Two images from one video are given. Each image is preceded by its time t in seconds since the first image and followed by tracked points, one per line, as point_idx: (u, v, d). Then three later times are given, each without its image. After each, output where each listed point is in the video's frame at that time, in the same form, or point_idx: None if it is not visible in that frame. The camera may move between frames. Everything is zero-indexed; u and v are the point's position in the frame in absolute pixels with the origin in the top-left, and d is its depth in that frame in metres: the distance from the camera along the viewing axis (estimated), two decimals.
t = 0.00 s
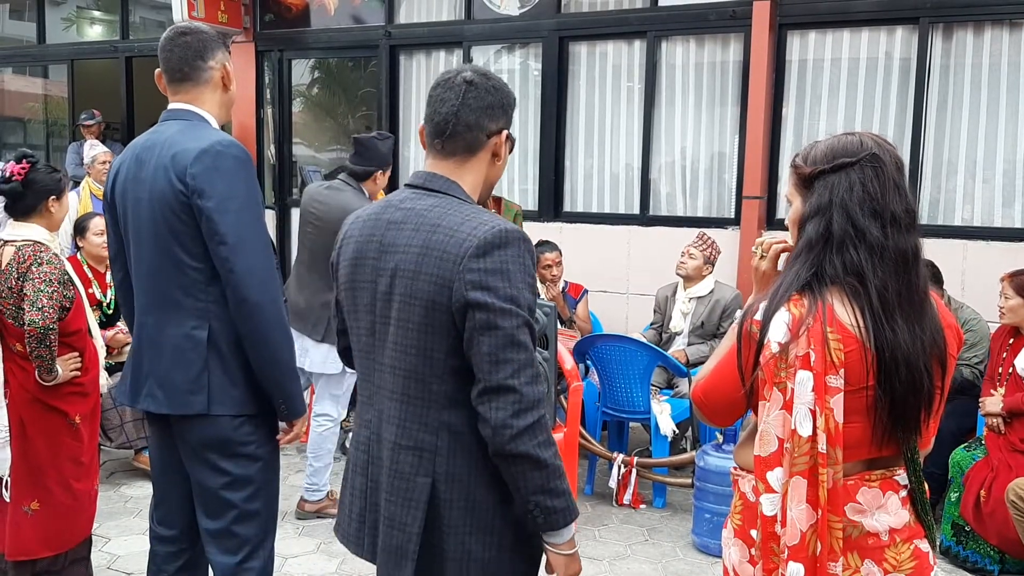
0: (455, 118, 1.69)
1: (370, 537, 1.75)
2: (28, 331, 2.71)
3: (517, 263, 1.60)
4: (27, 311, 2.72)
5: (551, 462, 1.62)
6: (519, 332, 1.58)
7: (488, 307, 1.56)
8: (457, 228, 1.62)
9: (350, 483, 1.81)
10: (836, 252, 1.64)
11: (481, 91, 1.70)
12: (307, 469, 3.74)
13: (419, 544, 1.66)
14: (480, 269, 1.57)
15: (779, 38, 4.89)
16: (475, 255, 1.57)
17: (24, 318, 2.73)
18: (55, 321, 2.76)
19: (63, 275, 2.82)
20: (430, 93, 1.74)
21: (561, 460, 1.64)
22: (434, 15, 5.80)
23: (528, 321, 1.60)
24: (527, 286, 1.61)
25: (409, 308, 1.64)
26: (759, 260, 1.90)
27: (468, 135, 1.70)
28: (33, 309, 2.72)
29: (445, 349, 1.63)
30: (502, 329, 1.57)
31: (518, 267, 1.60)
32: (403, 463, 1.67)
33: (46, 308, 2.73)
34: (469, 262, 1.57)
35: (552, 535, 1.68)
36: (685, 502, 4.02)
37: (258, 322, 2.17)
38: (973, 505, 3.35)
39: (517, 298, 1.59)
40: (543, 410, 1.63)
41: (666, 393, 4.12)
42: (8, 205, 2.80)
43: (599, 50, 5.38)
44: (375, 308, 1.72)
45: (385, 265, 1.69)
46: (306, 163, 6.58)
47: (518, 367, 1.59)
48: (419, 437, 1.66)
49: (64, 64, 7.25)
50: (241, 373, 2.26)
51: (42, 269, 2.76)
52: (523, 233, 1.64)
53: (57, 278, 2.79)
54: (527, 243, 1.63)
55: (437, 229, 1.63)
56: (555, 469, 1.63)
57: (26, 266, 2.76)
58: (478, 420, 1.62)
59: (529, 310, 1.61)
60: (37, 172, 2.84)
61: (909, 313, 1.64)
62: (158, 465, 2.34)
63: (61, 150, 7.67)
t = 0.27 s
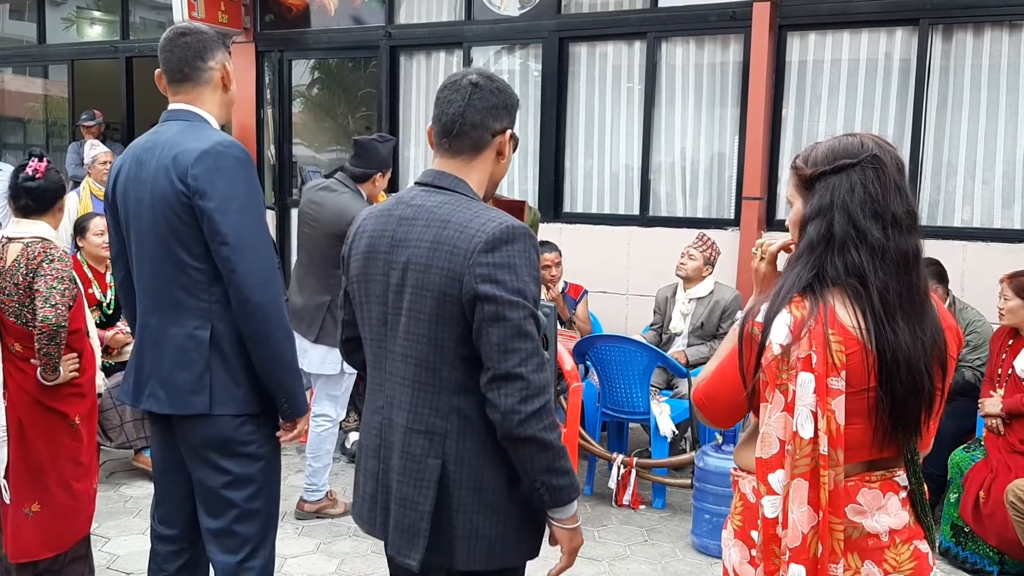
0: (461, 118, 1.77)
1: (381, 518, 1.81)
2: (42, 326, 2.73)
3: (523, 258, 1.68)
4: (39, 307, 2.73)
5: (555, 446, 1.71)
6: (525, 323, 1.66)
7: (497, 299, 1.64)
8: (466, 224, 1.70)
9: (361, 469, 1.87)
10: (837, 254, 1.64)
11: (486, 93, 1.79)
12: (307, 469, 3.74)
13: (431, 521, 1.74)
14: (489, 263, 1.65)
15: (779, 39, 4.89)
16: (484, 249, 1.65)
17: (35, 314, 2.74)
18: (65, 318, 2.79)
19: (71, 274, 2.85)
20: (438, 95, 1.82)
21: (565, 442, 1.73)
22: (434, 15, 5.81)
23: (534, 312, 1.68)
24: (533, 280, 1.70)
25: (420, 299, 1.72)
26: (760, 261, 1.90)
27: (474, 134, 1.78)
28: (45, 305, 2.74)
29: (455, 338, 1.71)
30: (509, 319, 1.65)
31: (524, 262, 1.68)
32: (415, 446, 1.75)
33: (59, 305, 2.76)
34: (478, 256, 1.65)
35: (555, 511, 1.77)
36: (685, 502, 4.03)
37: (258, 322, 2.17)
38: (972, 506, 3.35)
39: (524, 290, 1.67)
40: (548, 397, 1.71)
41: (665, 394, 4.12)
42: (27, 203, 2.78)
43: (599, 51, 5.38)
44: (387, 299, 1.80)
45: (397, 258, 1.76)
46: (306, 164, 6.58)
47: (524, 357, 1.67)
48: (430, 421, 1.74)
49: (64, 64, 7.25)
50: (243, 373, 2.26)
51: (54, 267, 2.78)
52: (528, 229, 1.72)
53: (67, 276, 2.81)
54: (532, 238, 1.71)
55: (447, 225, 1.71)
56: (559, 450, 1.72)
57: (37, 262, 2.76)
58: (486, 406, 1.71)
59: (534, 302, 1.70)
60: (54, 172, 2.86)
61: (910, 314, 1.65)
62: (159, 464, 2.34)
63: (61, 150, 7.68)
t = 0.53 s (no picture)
0: (463, 122, 1.80)
1: (398, 501, 1.84)
2: (76, 320, 2.75)
3: (528, 254, 1.72)
4: (71, 301, 2.76)
5: (564, 429, 1.75)
6: (533, 317, 1.70)
7: (506, 294, 1.67)
8: (473, 221, 1.73)
9: (372, 458, 1.88)
10: (839, 255, 1.64)
11: (487, 99, 1.82)
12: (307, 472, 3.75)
13: (448, 507, 1.77)
14: (497, 258, 1.68)
15: (779, 40, 4.89)
16: (492, 246, 1.69)
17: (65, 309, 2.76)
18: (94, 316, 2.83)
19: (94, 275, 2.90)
20: (439, 100, 1.85)
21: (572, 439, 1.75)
22: (434, 17, 5.81)
23: (540, 306, 1.72)
24: (538, 275, 1.73)
25: (430, 296, 1.74)
26: (761, 262, 1.90)
27: (474, 138, 1.81)
28: (79, 300, 2.77)
29: (465, 332, 1.74)
30: (518, 313, 1.68)
31: (530, 257, 1.72)
32: (429, 435, 1.77)
33: (90, 301, 2.80)
34: (487, 252, 1.68)
35: (563, 491, 1.81)
36: (686, 503, 4.03)
37: (261, 324, 2.18)
38: (974, 507, 3.35)
39: (530, 285, 1.70)
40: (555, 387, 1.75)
41: (667, 395, 4.12)
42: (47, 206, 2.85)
43: (600, 52, 5.38)
44: (393, 296, 1.81)
45: (404, 257, 1.78)
46: (306, 165, 6.58)
47: (533, 347, 1.70)
48: (442, 412, 1.77)
49: (65, 65, 7.26)
50: (245, 375, 2.25)
51: (81, 266, 2.83)
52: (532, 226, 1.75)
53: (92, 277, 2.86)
54: (536, 236, 1.75)
55: (454, 223, 1.74)
56: (569, 434, 1.76)
57: (64, 261, 2.80)
58: (497, 395, 1.74)
59: (539, 296, 1.73)
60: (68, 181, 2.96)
61: (911, 315, 1.65)
62: (161, 466, 2.35)
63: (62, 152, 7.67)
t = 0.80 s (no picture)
0: (459, 122, 1.81)
1: (401, 495, 1.83)
2: (88, 315, 2.80)
3: (530, 248, 1.74)
4: (81, 299, 2.82)
5: (565, 419, 1.77)
6: (536, 309, 1.72)
7: (512, 287, 1.69)
8: (476, 217, 1.74)
9: (369, 452, 1.87)
10: (834, 253, 1.65)
11: (482, 100, 1.83)
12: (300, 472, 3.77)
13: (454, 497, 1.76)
14: (501, 253, 1.70)
15: (775, 38, 4.89)
16: (496, 240, 1.70)
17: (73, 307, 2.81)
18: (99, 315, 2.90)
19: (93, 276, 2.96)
20: (435, 101, 1.86)
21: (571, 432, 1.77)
22: (430, 14, 5.81)
23: (542, 299, 1.74)
24: (539, 269, 1.76)
25: (434, 291, 1.75)
26: (755, 260, 1.90)
27: (470, 137, 1.82)
28: (91, 297, 2.84)
29: (469, 326, 1.74)
30: (523, 306, 1.70)
31: (532, 251, 1.74)
32: (434, 427, 1.77)
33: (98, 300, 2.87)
34: (491, 246, 1.69)
35: (561, 483, 1.86)
36: (681, 501, 4.03)
37: (256, 322, 2.17)
38: (968, 504, 3.36)
39: (533, 278, 1.72)
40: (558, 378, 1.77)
41: (662, 393, 4.13)
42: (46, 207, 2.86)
43: (595, 50, 5.38)
44: (393, 292, 1.81)
45: (406, 253, 1.78)
46: (301, 163, 6.55)
47: (538, 338, 1.72)
48: (448, 403, 1.77)
49: (59, 62, 7.23)
50: (239, 374, 2.25)
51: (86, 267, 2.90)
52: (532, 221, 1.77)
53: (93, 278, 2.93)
54: (536, 230, 1.77)
55: (457, 219, 1.75)
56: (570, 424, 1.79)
57: (73, 261, 2.86)
58: (501, 386, 1.75)
59: (541, 290, 1.75)
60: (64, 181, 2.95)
61: (906, 313, 1.65)
62: (155, 465, 2.34)
63: (55, 149, 7.65)
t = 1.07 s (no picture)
0: (471, 123, 1.82)
1: (416, 495, 1.82)
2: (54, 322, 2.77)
3: (549, 247, 1.77)
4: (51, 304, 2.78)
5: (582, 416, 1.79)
6: (558, 308, 1.74)
7: (535, 286, 1.71)
8: (497, 217, 1.75)
9: (379, 451, 1.85)
10: (836, 254, 1.64)
11: (492, 101, 1.85)
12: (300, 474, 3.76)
13: (476, 493, 1.77)
14: (524, 252, 1.72)
15: (777, 38, 4.89)
16: (519, 240, 1.72)
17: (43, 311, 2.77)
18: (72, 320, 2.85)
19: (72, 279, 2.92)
20: (444, 102, 1.87)
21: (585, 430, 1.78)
22: (431, 15, 5.81)
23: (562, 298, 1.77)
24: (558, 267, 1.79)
25: (456, 290, 1.75)
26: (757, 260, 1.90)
27: (482, 138, 1.83)
28: (61, 303, 2.80)
29: (491, 325, 1.75)
30: (546, 304, 1.72)
31: (551, 250, 1.77)
32: (454, 425, 1.77)
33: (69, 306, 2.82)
34: (514, 245, 1.71)
35: (573, 480, 1.84)
36: (683, 502, 4.03)
37: (257, 323, 2.17)
38: (970, 505, 3.36)
39: (554, 277, 1.75)
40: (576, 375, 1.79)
41: (664, 394, 4.13)
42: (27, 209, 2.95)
43: (597, 50, 5.38)
44: (409, 290, 1.81)
45: (426, 252, 1.78)
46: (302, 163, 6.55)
47: (560, 336, 1.75)
48: (468, 401, 1.77)
49: (61, 63, 7.23)
50: (240, 374, 2.25)
51: (64, 271, 2.85)
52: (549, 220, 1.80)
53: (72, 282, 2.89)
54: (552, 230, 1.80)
55: (477, 218, 1.76)
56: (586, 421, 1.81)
57: (49, 264, 2.83)
58: (521, 381, 1.76)
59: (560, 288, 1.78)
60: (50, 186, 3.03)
61: (908, 314, 1.64)
62: (157, 465, 2.34)
63: (57, 150, 7.65)
